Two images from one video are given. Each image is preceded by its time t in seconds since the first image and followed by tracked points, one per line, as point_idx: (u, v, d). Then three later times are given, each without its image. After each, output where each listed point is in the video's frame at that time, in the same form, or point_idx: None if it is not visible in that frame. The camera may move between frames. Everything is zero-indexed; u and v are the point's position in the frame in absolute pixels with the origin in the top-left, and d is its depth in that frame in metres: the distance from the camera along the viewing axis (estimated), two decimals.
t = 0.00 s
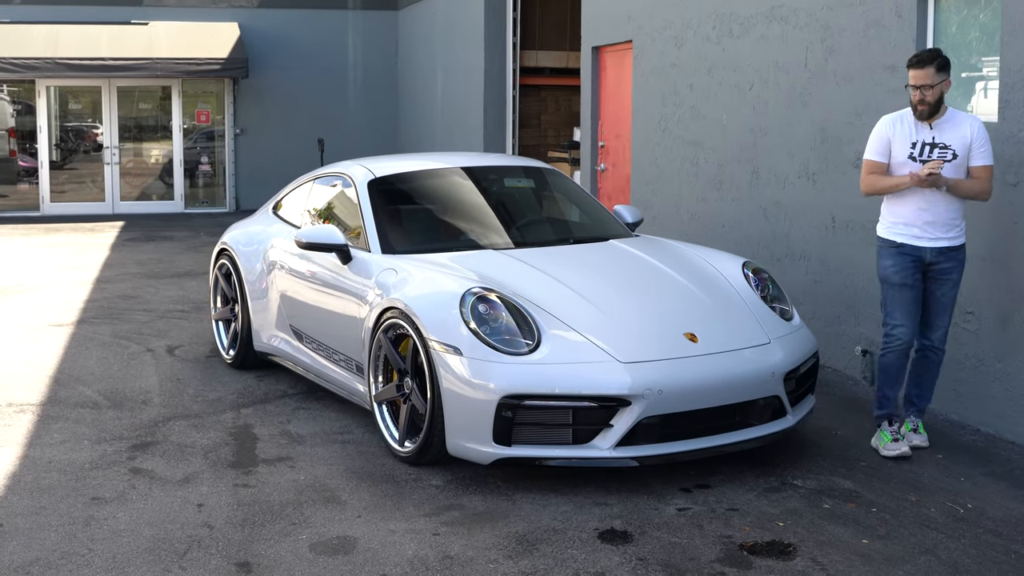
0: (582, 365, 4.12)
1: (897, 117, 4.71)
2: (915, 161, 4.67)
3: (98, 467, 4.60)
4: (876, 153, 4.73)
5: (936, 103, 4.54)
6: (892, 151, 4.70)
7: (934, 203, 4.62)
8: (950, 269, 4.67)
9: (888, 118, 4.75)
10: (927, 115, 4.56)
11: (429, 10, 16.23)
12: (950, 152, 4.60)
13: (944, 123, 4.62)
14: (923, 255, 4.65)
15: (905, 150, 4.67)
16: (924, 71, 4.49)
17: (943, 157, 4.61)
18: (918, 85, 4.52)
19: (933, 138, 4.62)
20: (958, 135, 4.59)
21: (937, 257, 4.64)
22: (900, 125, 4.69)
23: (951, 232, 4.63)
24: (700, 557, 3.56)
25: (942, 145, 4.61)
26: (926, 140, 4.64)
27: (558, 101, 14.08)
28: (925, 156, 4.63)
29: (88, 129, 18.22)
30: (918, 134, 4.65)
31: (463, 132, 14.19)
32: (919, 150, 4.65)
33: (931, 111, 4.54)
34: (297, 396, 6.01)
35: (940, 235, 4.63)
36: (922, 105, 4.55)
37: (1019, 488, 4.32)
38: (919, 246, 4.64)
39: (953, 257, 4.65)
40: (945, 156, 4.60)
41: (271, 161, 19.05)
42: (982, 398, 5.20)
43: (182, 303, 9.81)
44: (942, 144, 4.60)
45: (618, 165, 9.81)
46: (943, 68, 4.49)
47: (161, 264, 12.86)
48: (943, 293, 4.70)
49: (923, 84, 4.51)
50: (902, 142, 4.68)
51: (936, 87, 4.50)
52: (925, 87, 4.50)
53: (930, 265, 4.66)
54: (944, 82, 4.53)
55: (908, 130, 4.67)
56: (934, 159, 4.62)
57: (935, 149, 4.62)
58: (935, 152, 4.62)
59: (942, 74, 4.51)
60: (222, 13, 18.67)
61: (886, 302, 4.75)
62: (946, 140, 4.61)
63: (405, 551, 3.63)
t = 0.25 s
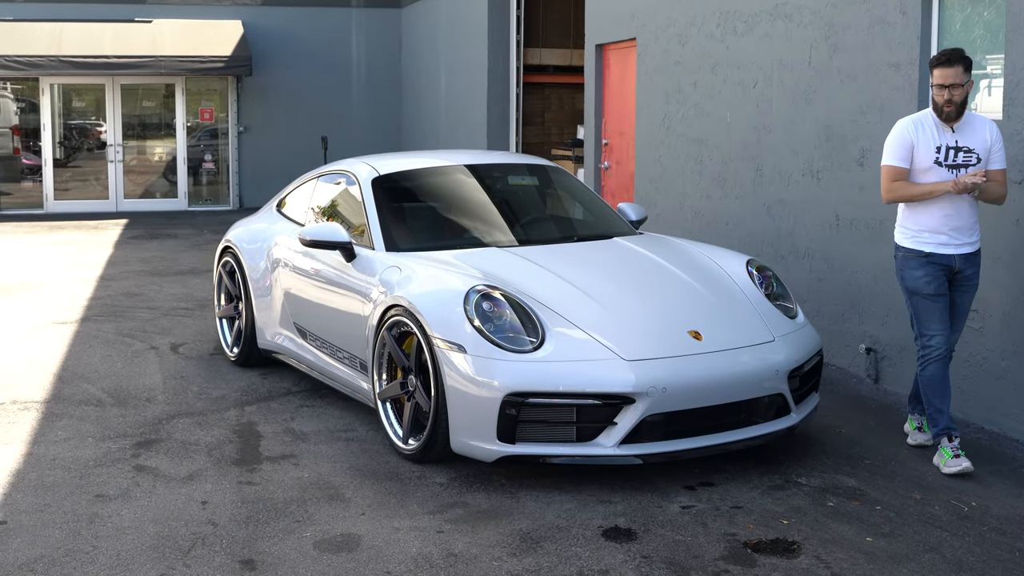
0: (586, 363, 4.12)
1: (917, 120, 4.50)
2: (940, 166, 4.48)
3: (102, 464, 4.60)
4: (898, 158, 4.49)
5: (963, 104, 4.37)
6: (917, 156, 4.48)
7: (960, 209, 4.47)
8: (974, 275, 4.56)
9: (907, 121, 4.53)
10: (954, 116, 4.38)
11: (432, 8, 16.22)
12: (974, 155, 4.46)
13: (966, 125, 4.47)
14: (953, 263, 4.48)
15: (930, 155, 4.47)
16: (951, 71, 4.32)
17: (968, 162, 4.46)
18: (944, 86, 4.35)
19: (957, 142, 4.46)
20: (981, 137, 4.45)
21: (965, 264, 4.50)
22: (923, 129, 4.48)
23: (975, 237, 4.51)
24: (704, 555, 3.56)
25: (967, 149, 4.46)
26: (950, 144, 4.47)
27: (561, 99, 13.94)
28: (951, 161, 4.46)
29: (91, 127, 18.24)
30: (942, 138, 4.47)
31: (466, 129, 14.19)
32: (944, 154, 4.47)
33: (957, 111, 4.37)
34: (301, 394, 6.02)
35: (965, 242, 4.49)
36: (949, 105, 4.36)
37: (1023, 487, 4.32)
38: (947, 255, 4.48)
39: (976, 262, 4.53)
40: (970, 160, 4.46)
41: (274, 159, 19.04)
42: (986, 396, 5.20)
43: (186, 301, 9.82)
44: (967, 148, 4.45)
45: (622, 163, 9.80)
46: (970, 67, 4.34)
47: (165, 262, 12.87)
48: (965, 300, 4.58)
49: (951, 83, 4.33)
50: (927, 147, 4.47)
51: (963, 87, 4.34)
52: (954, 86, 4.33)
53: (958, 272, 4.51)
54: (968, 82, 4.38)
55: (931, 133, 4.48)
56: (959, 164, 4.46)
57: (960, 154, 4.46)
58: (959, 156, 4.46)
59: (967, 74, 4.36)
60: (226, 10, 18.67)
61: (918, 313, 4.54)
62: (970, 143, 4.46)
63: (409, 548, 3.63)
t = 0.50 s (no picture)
0: (586, 361, 4.11)
1: (935, 118, 4.33)
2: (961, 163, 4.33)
3: (102, 462, 4.60)
4: (920, 158, 4.32)
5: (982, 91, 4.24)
6: (939, 154, 4.32)
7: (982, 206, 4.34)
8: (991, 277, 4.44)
9: (924, 120, 4.35)
10: (976, 106, 4.24)
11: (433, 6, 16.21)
12: (993, 149, 4.35)
13: (982, 117, 4.35)
14: (975, 265, 4.35)
15: (954, 152, 4.31)
16: (969, 60, 4.20)
17: (988, 156, 4.34)
18: (963, 76, 4.21)
19: (977, 136, 4.33)
20: (997, 129, 4.35)
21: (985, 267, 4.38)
22: (943, 126, 4.31)
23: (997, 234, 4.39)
24: (704, 553, 3.55)
25: (986, 143, 4.33)
26: (970, 139, 4.32)
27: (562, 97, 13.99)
28: (973, 156, 4.32)
29: (91, 125, 18.23)
30: (963, 134, 4.32)
31: (466, 127, 14.17)
32: (966, 150, 4.33)
33: (977, 100, 4.23)
34: (300, 392, 6.01)
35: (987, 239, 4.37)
36: (969, 95, 4.22)
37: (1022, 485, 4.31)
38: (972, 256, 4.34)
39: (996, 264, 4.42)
40: (990, 154, 4.34)
41: (274, 156, 19.03)
42: (987, 394, 5.19)
43: (186, 299, 9.81)
44: (988, 142, 4.33)
45: (622, 161, 9.79)
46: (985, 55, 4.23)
47: (165, 260, 12.87)
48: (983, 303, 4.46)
49: (970, 73, 4.20)
50: (949, 144, 4.31)
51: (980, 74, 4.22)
52: (975, 74, 4.20)
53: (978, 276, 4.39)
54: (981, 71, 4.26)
55: (951, 130, 4.32)
56: (980, 159, 4.34)
57: (981, 148, 4.33)
58: (980, 151, 4.33)
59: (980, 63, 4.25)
60: (226, 9, 18.65)
61: (930, 316, 4.43)
62: (989, 136, 4.34)
63: (408, 546, 3.63)
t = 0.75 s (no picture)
0: (584, 359, 4.11)
1: (940, 117, 4.30)
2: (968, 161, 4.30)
3: (100, 461, 4.60)
4: (925, 156, 4.29)
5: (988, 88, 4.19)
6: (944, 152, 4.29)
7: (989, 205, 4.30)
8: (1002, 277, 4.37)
9: (931, 118, 4.33)
10: (981, 103, 4.20)
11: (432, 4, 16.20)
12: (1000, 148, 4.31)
13: (988, 115, 4.32)
14: (979, 267, 4.31)
15: (959, 150, 4.28)
16: (979, 55, 4.14)
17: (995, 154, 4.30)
18: (971, 72, 4.15)
19: (983, 134, 4.30)
20: (1004, 128, 4.31)
21: (992, 266, 4.32)
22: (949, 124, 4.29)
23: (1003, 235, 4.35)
24: (702, 551, 3.55)
25: (993, 141, 4.30)
26: (976, 138, 4.29)
27: (561, 95, 13.95)
28: (979, 155, 4.29)
29: (91, 123, 18.22)
30: (969, 132, 4.29)
31: (465, 126, 14.17)
32: (972, 149, 4.29)
33: (982, 97, 4.19)
34: (299, 391, 6.01)
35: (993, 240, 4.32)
36: (974, 92, 4.18)
37: (1021, 484, 4.32)
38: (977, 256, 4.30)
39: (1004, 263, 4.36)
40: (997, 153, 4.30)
41: (273, 155, 19.02)
42: (986, 393, 5.19)
43: (184, 297, 9.81)
44: (994, 140, 4.29)
45: (621, 160, 9.79)
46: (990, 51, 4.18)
47: (163, 258, 12.85)
48: (996, 304, 4.39)
49: (975, 69, 4.16)
50: (954, 142, 4.28)
51: (986, 71, 4.17)
52: (979, 70, 4.15)
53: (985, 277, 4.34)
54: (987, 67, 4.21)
55: (957, 128, 4.29)
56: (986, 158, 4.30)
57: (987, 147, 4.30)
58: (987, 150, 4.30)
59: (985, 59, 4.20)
60: (225, 7, 18.64)
61: (932, 320, 4.42)
62: (995, 135, 4.31)
63: (406, 545, 3.63)
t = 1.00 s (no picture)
0: (578, 358, 4.10)
1: (934, 115, 4.29)
2: (958, 162, 4.24)
3: (93, 461, 4.58)
4: (912, 153, 4.30)
5: (975, 86, 4.12)
6: (931, 150, 4.27)
7: (979, 208, 4.20)
8: (1001, 278, 4.22)
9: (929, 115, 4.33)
10: (966, 101, 4.14)
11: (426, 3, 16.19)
12: (995, 149, 4.18)
13: (987, 114, 4.20)
14: (968, 267, 4.23)
15: (944, 149, 4.25)
16: (967, 53, 4.10)
17: (988, 156, 4.19)
18: (958, 70, 4.13)
19: (975, 134, 4.20)
20: (1003, 129, 4.17)
21: (983, 267, 4.22)
22: (939, 122, 4.26)
23: (1001, 238, 4.21)
24: (695, 550, 3.55)
25: (985, 141, 4.19)
26: (967, 138, 4.21)
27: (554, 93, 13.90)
28: (967, 154, 4.22)
29: (85, 123, 18.18)
30: (960, 130, 4.23)
31: (460, 125, 14.15)
32: (961, 149, 4.23)
33: (970, 95, 4.13)
34: (292, 390, 6.00)
35: (985, 242, 4.22)
36: (960, 90, 4.14)
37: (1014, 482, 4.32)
38: (961, 257, 4.24)
39: (1002, 265, 4.21)
40: (991, 154, 4.18)
41: (267, 154, 18.99)
42: (980, 391, 5.19)
43: (178, 297, 9.79)
44: (986, 140, 4.18)
45: (615, 159, 9.78)
46: (982, 48, 4.11)
47: (157, 258, 12.82)
48: (998, 304, 4.24)
49: (961, 66, 4.12)
50: (942, 141, 4.25)
51: (974, 69, 4.11)
52: (963, 67, 4.12)
53: (976, 279, 4.25)
54: (983, 66, 4.13)
55: (948, 126, 4.25)
56: (978, 158, 4.21)
57: (978, 147, 4.20)
58: (978, 150, 4.20)
59: (979, 56, 4.13)
60: (219, 6, 18.61)
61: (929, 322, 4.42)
62: (990, 135, 4.19)
63: (399, 545, 3.62)
